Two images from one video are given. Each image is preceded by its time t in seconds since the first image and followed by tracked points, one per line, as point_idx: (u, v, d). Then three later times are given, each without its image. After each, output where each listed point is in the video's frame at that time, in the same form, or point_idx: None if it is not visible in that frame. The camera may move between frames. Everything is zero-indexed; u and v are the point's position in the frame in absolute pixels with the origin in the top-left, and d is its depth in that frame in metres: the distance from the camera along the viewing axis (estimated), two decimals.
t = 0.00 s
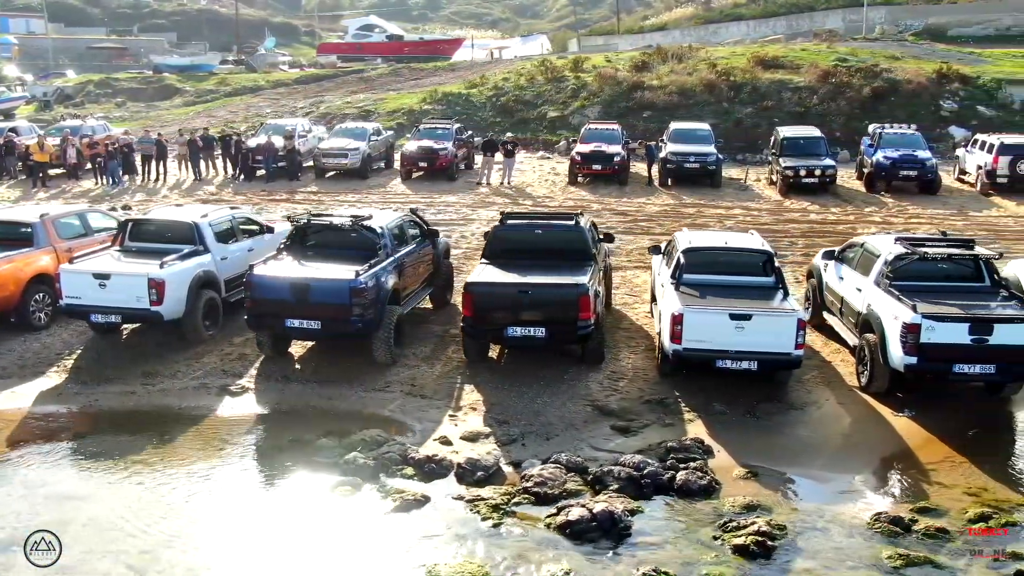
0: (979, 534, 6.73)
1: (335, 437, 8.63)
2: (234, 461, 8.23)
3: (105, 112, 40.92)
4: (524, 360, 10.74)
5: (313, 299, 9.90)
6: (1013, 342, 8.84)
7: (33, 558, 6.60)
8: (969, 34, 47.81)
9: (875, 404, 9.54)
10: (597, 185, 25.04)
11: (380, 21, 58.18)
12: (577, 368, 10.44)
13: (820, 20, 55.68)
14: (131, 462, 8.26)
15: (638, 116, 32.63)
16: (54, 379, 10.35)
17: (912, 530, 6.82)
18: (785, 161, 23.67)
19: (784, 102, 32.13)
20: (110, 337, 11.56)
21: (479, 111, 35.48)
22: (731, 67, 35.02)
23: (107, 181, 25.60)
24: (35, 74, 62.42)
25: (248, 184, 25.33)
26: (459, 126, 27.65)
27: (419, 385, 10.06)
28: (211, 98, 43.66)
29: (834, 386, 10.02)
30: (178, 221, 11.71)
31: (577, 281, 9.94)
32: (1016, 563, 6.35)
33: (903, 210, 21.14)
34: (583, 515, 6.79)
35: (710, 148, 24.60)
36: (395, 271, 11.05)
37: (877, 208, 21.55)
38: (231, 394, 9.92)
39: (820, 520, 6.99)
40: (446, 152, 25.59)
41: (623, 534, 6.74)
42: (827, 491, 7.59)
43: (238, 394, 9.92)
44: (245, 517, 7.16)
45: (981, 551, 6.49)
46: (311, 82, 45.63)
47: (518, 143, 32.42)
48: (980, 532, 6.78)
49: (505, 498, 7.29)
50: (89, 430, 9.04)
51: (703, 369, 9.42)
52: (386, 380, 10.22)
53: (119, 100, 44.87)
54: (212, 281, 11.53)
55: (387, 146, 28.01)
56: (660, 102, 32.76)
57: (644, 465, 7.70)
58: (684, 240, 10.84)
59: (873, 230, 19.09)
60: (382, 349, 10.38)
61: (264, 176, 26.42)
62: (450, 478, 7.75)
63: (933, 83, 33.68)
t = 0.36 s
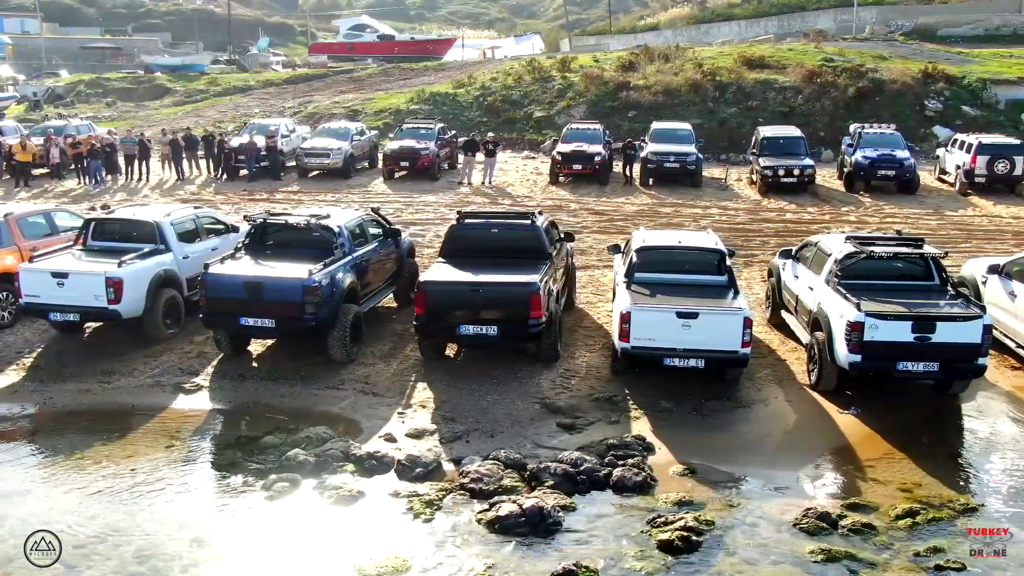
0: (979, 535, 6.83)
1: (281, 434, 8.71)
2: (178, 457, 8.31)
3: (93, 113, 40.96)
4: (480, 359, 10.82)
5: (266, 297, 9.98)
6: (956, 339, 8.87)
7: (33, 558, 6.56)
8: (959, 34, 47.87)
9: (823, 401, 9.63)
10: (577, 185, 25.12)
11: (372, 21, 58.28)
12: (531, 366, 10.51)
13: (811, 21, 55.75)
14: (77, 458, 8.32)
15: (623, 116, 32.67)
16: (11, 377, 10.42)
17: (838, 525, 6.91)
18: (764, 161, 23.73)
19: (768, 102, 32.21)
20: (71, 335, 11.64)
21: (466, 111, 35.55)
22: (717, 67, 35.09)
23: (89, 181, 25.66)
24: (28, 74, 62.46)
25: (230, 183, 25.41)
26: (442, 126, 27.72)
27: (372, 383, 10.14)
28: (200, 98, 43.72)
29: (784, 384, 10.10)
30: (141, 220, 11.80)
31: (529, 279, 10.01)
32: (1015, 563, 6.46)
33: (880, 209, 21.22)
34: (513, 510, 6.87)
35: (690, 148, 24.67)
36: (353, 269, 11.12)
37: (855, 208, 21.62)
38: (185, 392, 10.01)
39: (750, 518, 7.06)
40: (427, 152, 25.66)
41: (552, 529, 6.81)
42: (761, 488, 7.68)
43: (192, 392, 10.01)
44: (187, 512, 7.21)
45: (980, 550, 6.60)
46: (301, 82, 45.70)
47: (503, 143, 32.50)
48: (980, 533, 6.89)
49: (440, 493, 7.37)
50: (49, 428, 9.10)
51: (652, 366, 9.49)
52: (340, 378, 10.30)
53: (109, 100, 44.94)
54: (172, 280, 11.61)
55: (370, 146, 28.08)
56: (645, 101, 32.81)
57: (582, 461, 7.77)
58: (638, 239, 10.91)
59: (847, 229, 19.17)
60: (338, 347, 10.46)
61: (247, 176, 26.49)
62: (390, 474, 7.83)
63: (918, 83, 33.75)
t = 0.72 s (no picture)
0: (980, 536, 6.87)
1: (228, 431, 8.78)
2: (123, 454, 8.38)
3: (82, 113, 40.99)
4: (437, 357, 10.88)
5: (220, 295, 10.06)
6: (900, 338, 8.92)
7: (34, 558, 6.55)
8: (948, 34, 47.89)
9: (770, 398, 9.70)
10: (558, 185, 25.18)
11: (364, 21, 58.35)
12: (485, 363, 10.58)
13: (803, 21, 55.77)
14: (24, 455, 8.37)
15: (608, 116, 32.71)
16: None
17: (767, 521, 6.97)
18: (743, 160, 23.80)
19: (753, 102, 32.26)
20: (33, 333, 11.71)
21: (452, 111, 35.60)
22: (703, 67, 35.12)
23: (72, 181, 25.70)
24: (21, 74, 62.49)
25: (213, 183, 25.48)
26: (426, 126, 27.76)
27: (326, 381, 10.20)
28: (190, 98, 43.74)
29: (735, 381, 10.16)
30: (103, 219, 11.87)
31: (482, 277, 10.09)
32: (1017, 563, 6.53)
33: (857, 209, 21.30)
34: (445, 506, 6.95)
35: (670, 148, 24.73)
36: (310, 268, 11.19)
37: (832, 207, 21.69)
38: (140, 389, 10.07)
39: (681, 514, 7.10)
40: (409, 152, 25.72)
41: (482, 525, 6.87)
42: (697, 483, 7.74)
43: (146, 389, 10.07)
44: (128, 508, 7.28)
45: (979, 550, 6.67)
46: (291, 82, 45.74)
47: (489, 143, 32.54)
48: (980, 533, 6.93)
49: (376, 488, 7.43)
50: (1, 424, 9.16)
51: (602, 364, 9.56)
52: (295, 376, 10.37)
53: (99, 100, 44.96)
54: (133, 278, 11.69)
55: (354, 145, 28.13)
56: (630, 101, 32.85)
57: (520, 458, 7.84)
58: (593, 238, 11.00)
59: (821, 228, 19.25)
60: (295, 345, 10.54)
61: (229, 176, 26.55)
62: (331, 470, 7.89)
63: (903, 83, 33.81)
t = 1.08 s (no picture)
0: (979, 536, 6.93)
1: (176, 428, 8.87)
2: (68, 451, 8.45)
3: (71, 113, 41.03)
4: (394, 355, 10.97)
5: (175, 294, 10.14)
6: (844, 335, 8.98)
7: (34, 557, 6.53)
8: (938, 34, 47.91)
9: (719, 395, 9.77)
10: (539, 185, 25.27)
11: (355, 21, 58.41)
12: (439, 361, 10.66)
13: (795, 21, 55.75)
14: None
15: (593, 115, 32.77)
16: None
17: (696, 516, 7.04)
18: (722, 160, 23.89)
19: (737, 102, 32.33)
20: None
21: (439, 111, 35.66)
22: (689, 67, 35.18)
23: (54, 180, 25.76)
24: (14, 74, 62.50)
25: (195, 183, 25.54)
26: (409, 126, 27.83)
27: (281, 379, 10.28)
28: (179, 98, 43.77)
29: (686, 379, 10.23)
30: (65, 219, 11.95)
31: (433, 276, 10.17)
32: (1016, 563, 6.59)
33: (834, 208, 21.40)
34: (378, 501, 7.03)
35: (651, 148, 24.81)
36: (268, 266, 11.25)
37: (809, 207, 21.77)
38: (95, 386, 10.15)
39: (613, 509, 7.16)
40: (391, 152, 25.80)
41: (413, 520, 6.95)
42: (634, 478, 7.81)
43: (101, 386, 10.16)
44: (69, 503, 7.35)
45: (980, 551, 6.72)
46: (280, 82, 45.79)
47: (475, 143, 32.61)
48: (980, 533, 6.99)
49: (313, 485, 7.51)
50: None
51: (551, 362, 9.65)
52: (251, 374, 10.45)
53: (89, 100, 44.99)
54: (95, 277, 11.76)
55: (337, 145, 28.21)
56: (615, 101, 32.92)
57: (459, 454, 7.92)
58: (548, 237, 11.07)
59: (796, 228, 19.34)
60: (251, 343, 10.61)
61: (212, 175, 26.62)
62: (273, 467, 7.97)
63: (888, 83, 33.88)
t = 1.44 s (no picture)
0: (979, 535, 6.94)
1: (123, 425, 8.94)
2: (13, 446, 8.53)
3: (60, 112, 41.04)
4: (350, 352, 11.04)
5: (129, 291, 10.22)
6: (787, 332, 9.04)
7: (33, 557, 6.47)
8: (927, 33, 47.92)
9: (666, 392, 9.85)
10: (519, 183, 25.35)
11: (347, 20, 58.42)
12: (392, 358, 10.74)
13: (785, 20, 55.75)
14: None
15: (577, 115, 32.82)
16: None
17: (624, 510, 7.11)
18: (701, 159, 23.96)
19: (722, 101, 32.37)
20: None
21: (425, 110, 35.70)
22: (675, 66, 35.23)
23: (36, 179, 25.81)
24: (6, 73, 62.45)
25: (176, 182, 25.61)
26: (391, 126, 27.90)
27: (234, 376, 10.36)
28: (168, 97, 43.74)
29: (636, 376, 10.30)
30: (27, 216, 11.99)
31: (384, 273, 10.27)
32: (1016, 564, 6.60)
33: (811, 207, 21.49)
34: (310, 495, 7.11)
35: (630, 147, 24.89)
36: (225, 263, 11.33)
37: (786, 205, 21.85)
38: (49, 383, 10.23)
39: (543, 503, 7.22)
40: (372, 150, 25.85)
41: (344, 513, 7.03)
42: (569, 474, 7.89)
43: (55, 382, 10.24)
44: (9, 497, 7.42)
45: (979, 550, 6.74)
46: (269, 81, 45.80)
47: (460, 143, 32.69)
48: (980, 533, 7.00)
49: (250, 480, 7.60)
50: None
51: (500, 359, 9.72)
52: (205, 371, 10.54)
53: (78, 100, 45.01)
54: (56, 274, 11.84)
55: (319, 144, 28.26)
56: (599, 100, 32.98)
57: (397, 449, 8.00)
58: (503, 235, 11.14)
59: (770, 226, 19.41)
60: (206, 340, 10.70)
61: (194, 174, 26.67)
62: (214, 461, 8.05)
63: (872, 83, 33.94)
